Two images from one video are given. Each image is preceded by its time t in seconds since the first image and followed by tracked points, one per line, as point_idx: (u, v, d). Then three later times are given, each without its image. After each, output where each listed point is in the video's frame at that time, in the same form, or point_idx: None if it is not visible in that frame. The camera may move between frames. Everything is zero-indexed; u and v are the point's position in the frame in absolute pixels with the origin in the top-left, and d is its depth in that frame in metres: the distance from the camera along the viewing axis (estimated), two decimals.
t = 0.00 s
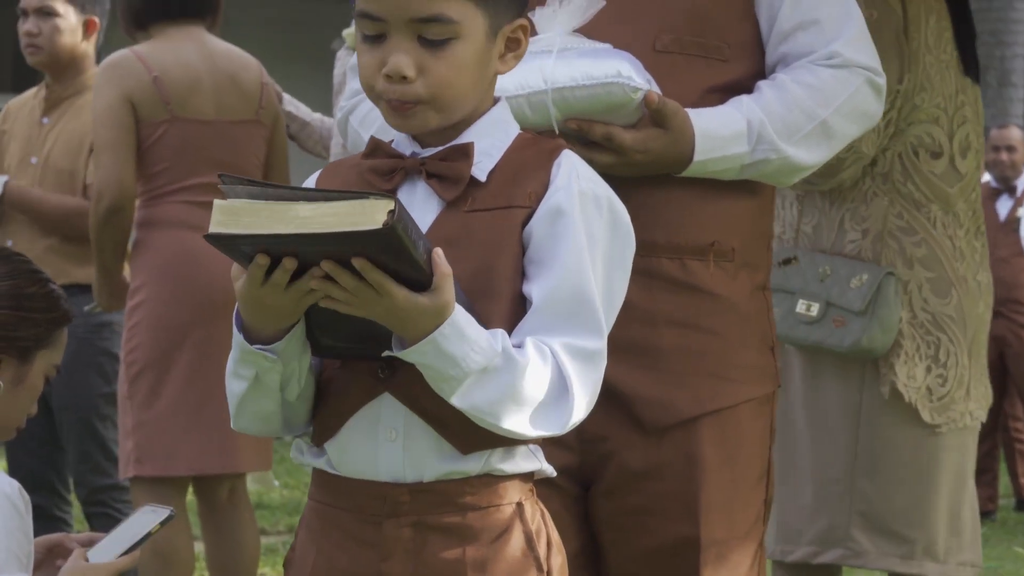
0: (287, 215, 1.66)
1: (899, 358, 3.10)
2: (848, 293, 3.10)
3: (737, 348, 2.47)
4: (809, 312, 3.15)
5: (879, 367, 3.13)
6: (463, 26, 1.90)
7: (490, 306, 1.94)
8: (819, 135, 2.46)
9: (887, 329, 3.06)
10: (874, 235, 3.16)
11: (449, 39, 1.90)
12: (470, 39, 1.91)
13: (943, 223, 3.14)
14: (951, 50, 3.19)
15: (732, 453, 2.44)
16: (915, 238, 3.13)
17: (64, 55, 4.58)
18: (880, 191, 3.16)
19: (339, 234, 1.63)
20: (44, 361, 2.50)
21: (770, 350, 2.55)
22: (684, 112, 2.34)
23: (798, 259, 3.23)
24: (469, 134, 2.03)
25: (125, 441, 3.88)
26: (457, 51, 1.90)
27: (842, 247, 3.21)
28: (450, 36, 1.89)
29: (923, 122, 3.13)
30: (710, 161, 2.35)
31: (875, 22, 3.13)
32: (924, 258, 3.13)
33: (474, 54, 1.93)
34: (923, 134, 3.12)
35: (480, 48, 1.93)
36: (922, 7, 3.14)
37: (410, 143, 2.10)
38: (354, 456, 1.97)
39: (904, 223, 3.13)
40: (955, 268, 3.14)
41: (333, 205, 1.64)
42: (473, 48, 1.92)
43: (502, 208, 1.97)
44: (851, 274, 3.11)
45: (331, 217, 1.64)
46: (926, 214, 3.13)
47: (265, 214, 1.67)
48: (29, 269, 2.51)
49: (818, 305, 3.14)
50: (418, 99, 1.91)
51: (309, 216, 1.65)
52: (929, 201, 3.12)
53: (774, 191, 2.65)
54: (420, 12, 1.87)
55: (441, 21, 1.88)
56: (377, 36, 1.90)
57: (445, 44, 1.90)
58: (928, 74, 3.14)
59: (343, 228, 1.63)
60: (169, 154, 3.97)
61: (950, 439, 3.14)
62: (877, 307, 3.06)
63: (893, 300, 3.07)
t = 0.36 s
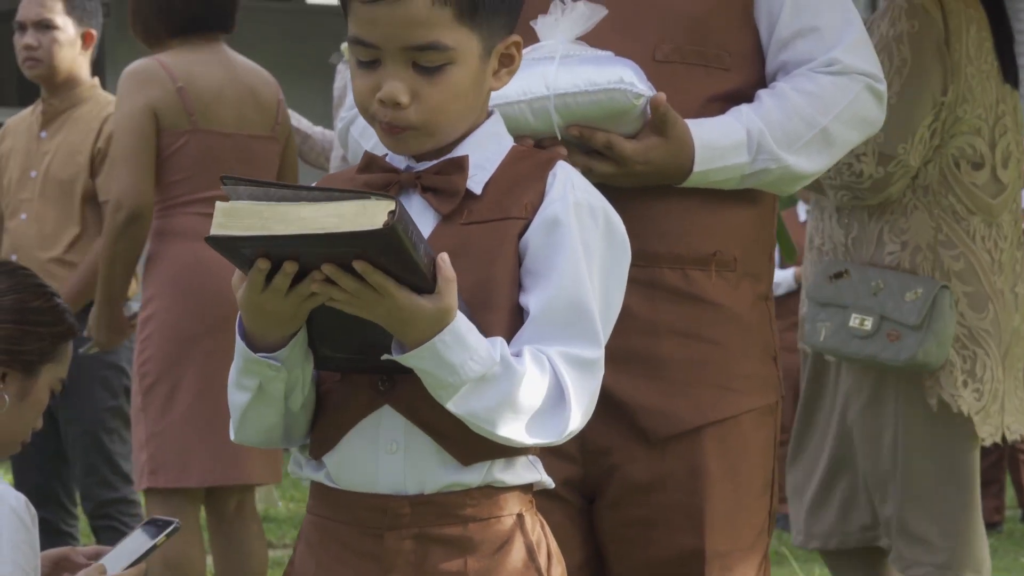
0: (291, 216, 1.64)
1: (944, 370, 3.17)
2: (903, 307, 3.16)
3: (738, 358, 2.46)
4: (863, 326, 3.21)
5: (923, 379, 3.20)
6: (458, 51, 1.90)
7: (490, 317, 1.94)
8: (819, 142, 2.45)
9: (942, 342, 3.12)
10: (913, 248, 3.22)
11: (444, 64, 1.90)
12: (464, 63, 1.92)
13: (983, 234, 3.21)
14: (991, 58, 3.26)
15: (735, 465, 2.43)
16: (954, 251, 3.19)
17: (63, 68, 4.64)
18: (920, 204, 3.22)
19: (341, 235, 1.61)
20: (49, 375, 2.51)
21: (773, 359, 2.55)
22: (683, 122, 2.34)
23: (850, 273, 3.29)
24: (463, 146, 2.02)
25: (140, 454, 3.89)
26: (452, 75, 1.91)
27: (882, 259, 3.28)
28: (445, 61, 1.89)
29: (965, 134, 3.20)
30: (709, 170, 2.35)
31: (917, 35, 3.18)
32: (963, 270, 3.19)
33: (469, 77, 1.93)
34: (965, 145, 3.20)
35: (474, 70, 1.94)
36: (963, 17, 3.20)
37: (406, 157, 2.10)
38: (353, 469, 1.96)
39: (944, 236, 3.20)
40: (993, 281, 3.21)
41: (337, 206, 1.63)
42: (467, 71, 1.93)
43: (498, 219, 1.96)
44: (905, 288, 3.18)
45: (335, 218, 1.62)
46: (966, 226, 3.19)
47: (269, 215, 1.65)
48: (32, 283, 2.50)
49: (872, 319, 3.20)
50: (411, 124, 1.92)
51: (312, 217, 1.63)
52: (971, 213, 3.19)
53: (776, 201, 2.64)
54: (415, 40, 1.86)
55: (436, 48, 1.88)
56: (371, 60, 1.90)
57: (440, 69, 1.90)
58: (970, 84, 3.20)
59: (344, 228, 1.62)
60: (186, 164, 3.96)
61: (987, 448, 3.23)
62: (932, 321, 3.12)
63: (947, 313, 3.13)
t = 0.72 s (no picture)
0: (300, 266, 1.63)
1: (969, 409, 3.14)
2: (940, 345, 3.12)
3: (739, 396, 2.44)
4: (896, 360, 3.17)
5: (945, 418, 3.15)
6: (464, 96, 1.90)
7: (490, 358, 1.92)
8: (816, 177, 2.44)
9: (973, 382, 3.09)
10: (938, 285, 3.20)
11: (451, 109, 1.89)
12: (470, 108, 1.91)
13: (1003, 275, 3.21)
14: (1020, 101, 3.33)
15: (736, 504, 2.40)
16: (978, 289, 3.19)
17: (52, 108, 5.06)
18: (947, 242, 3.20)
19: (352, 285, 1.60)
20: (48, 416, 2.55)
21: (773, 397, 2.53)
22: (679, 159, 2.33)
23: (883, 306, 3.23)
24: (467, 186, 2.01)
25: (147, 483, 3.86)
26: (458, 119, 1.90)
27: (905, 294, 3.25)
28: (452, 106, 1.89)
29: (995, 175, 3.23)
30: (706, 208, 2.34)
31: (957, 75, 3.19)
32: (983, 310, 3.20)
33: (474, 121, 1.93)
34: (994, 186, 3.23)
35: (478, 114, 1.93)
36: (999, 62, 3.25)
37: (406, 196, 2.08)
38: (353, 511, 1.94)
39: (966, 274, 3.20)
40: (1010, 321, 3.22)
41: (347, 255, 1.61)
42: (472, 116, 1.92)
43: (500, 261, 1.95)
44: (939, 325, 3.14)
45: (345, 267, 1.61)
46: (987, 266, 3.20)
47: (278, 264, 1.64)
48: (33, 322, 2.54)
49: (906, 354, 3.16)
50: (421, 168, 1.91)
51: (321, 267, 1.62)
52: (995, 253, 3.21)
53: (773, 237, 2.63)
54: (423, 86, 1.86)
55: (442, 93, 1.87)
56: (375, 105, 1.88)
57: (446, 113, 1.89)
58: (1003, 127, 3.24)
59: (356, 278, 1.60)
60: (223, 197, 4.07)
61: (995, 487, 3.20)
62: (966, 360, 3.09)
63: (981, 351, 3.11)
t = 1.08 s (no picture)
0: (322, 326, 1.66)
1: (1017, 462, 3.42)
2: (993, 400, 3.39)
3: (759, 455, 2.46)
4: (950, 414, 3.43)
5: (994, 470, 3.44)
6: (493, 149, 1.93)
7: (509, 415, 1.93)
8: (837, 238, 2.47)
9: None
10: (986, 341, 3.48)
11: (482, 162, 1.92)
12: (499, 161, 1.94)
13: None
14: None
15: (755, 563, 2.41)
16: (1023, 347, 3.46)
17: (61, 167, 5.20)
18: (993, 298, 3.49)
19: (373, 343, 1.63)
20: (68, 473, 2.67)
21: (792, 456, 2.55)
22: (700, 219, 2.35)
23: (934, 359, 3.50)
24: (485, 244, 2.04)
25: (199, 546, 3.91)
26: (488, 172, 1.93)
27: (953, 348, 3.52)
28: (483, 159, 1.92)
29: None
30: (727, 268, 2.37)
31: (1005, 131, 3.41)
32: None
33: (502, 174, 1.96)
34: None
35: (505, 167, 1.96)
36: None
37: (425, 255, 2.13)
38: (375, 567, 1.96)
39: (1012, 331, 3.47)
40: None
41: (367, 312, 1.65)
42: (500, 169, 1.95)
43: (520, 317, 1.97)
44: (992, 380, 3.41)
45: (366, 325, 1.64)
46: None
47: (300, 324, 1.67)
48: (55, 378, 2.67)
49: (961, 408, 3.41)
50: (452, 221, 1.94)
51: (342, 326, 1.65)
52: None
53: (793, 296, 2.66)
54: (457, 138, 1.89)
55: (474, 147, 1.90)
56: (406, 159, 1.90)
57: (478, 167, 1.92)
58: None
59: (377, 336, 1.64)
60: (253, 256, 4.17)
61: None
62: (1019, 416, 3.35)
63: None
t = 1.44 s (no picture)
0: (383, 401, 1.69)
1: None
2: None
3: (830, 534, 2.44)
4: None
5: None
6: (561, 222, 1.95)
7: (576, 490, 1.94)
8: (907, 318, 2.45)
9: None
10: None
11: (550, 235, 1.94)
12: (566, 235, 1.97)
13: None
14: None
15: None
16: None
17: (117, 243, 5.27)
18: None
19: (435, 417, 1.65)
20: (137, 547, 2.66)
21: (863, 534, 2.53)
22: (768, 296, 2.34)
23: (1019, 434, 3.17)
24: (550, 319, 2.04)
25: None
26: (555, 246, 1.95)
27: None
28: (551, 232, 1.94)
29: None
30: (795, 345, 2.36)
31: None
32: None
33: (570, 249, 1.98)
34: None
35: (573, 242, 1.98)
36: None
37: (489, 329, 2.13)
38: None
39: None
40: None
41: (428, 386, 1.67)
42: (568, 244, 1.97)
43: (585, 391, 1.98)
44: None
45: (428, 399, 1.67)
46: None
47: (361, 400, 1.70)
48: (125, 452, 2.68)
49: None
50: (517, 293, 1.96)
51: (403, 402, 1.68)
52: None
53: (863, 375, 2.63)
54: (525, 209, 1.91)
55: (542, 219, 1.92)
56: (474, 231, 1.93)
57: (545, 240, 1.94)
58: None
59: (438, 412, 1.66)
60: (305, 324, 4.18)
61: None
62: None
63: None
